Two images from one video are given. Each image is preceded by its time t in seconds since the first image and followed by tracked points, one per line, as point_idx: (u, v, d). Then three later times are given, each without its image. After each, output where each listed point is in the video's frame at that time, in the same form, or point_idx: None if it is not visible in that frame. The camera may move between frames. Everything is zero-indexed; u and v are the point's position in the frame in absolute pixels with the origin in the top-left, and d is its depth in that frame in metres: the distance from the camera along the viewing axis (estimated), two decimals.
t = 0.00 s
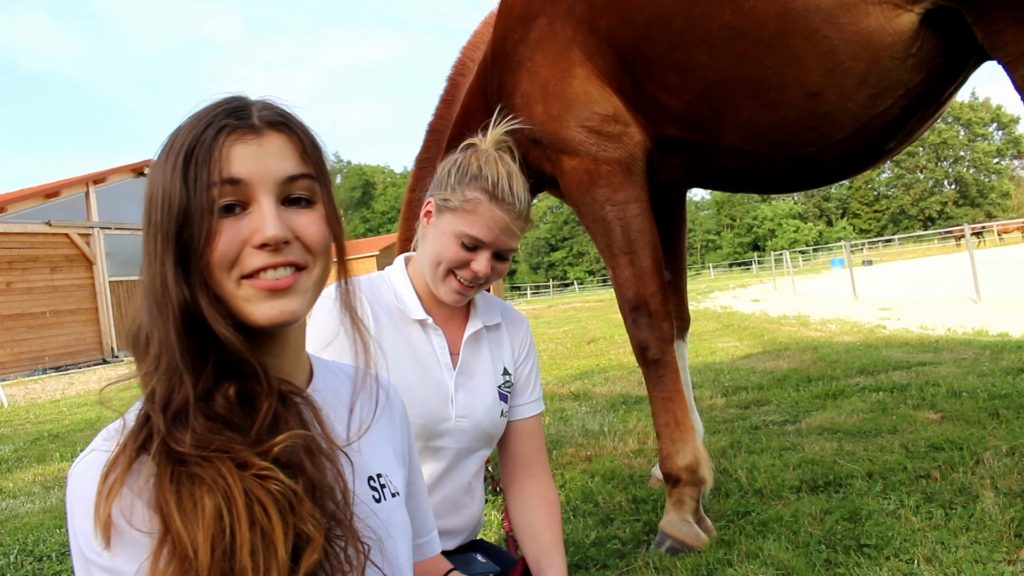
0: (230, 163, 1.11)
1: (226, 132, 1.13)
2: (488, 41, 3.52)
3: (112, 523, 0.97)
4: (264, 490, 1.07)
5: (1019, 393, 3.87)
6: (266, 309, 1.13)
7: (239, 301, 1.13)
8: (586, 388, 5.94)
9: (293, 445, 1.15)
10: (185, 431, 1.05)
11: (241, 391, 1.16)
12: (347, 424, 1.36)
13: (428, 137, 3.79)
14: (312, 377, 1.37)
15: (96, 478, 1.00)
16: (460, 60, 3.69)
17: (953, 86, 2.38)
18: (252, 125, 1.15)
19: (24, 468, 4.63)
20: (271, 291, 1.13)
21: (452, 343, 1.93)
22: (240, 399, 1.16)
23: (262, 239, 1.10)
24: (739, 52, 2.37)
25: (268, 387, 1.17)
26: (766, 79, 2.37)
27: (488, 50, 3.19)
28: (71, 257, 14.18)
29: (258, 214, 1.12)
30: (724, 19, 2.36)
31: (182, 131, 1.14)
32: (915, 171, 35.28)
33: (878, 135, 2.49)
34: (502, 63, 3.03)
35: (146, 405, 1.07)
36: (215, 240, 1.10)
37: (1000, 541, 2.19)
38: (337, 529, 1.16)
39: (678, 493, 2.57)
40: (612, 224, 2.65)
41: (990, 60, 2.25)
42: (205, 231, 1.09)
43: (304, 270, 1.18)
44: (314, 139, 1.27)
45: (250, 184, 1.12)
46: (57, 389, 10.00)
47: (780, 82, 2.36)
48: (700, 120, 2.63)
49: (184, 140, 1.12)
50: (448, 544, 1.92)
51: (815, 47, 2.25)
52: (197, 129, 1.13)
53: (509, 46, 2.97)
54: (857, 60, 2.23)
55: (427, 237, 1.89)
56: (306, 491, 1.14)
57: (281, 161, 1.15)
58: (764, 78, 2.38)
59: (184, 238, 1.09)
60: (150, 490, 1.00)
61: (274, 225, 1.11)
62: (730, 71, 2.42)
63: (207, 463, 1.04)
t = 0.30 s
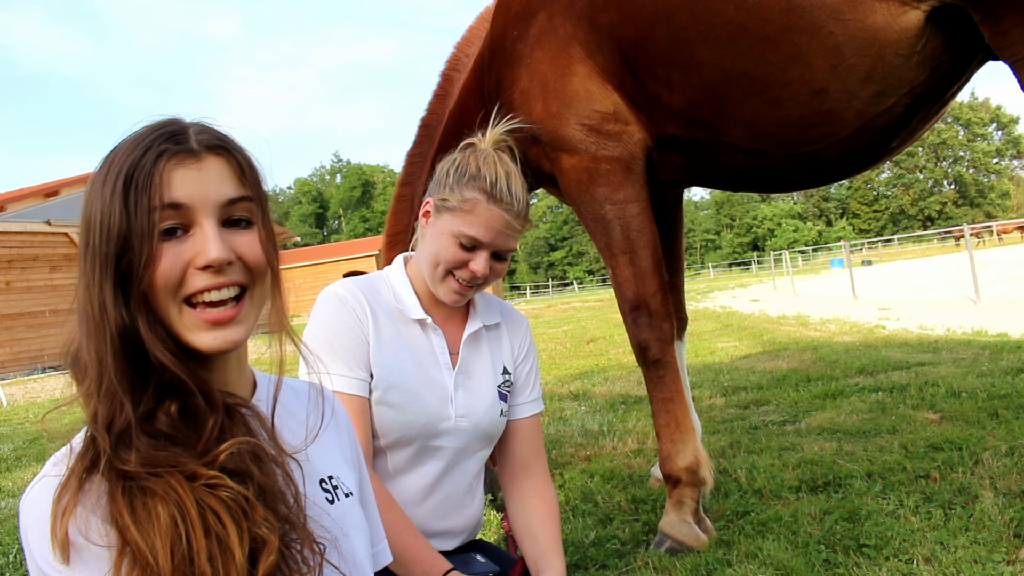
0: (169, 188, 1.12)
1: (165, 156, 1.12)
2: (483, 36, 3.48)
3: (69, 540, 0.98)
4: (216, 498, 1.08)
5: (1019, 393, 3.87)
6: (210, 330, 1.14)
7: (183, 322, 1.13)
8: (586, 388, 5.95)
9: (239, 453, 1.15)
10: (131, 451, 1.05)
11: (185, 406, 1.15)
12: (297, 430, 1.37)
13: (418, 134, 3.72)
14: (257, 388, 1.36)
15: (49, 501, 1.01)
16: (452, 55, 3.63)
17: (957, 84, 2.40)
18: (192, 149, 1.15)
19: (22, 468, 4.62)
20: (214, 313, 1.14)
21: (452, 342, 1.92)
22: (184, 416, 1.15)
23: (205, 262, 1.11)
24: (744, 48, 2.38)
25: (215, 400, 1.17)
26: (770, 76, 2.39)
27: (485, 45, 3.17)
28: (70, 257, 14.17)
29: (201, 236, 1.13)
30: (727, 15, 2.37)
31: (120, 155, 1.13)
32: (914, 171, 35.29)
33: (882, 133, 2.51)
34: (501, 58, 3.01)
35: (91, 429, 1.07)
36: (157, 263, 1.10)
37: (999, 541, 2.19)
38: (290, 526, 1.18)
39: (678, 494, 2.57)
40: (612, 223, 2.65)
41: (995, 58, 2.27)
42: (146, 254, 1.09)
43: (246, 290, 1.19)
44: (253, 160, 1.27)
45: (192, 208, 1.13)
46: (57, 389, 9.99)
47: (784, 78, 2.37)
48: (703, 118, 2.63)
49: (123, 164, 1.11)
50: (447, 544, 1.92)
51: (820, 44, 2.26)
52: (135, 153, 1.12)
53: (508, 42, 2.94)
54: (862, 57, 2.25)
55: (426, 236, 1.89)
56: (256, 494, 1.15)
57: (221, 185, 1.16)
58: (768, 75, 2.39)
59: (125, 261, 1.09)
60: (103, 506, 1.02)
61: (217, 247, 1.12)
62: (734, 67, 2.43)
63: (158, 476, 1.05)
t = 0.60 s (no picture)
0: (139, 211, 1.11)
1: (134, 180, 1.12)
2: (478, 32, 3.46)
3: (38, 553, 0.97)
4: (185, 512, 1.08)
5: (1018, 395, 3.88)
6: (183, 353, 1.14)
7: (155, 343, 1.12)
8: (586, 389, 5.95)
9: (208, 466, 1.14)
10: (98, 469, 1.05)
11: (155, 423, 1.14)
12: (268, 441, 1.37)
13: (410, 126, 3.68)
14: (225, 401, 1.36)
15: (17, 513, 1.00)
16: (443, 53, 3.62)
17: (965, 85, 2.44)
18: (161, 171, 1.14)
19: (19, 467, 4.60)
20: (184, 334, 1.13)
21: (451, 342, 1.92)
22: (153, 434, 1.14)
23: (176, 284, 1.11)
24: (754, 47, 2.40)
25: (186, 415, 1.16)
26: (779, 76, 2.41)
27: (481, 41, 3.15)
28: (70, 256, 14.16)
29: (171, 259, 1.12)
30: (736, 14, 2.39)
31: (87, 177, 1.12)
32: (914, 171, 35.30)
33: (891, 134, 2.53)
34: (500, 53, 2.98)
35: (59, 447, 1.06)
36: (126, 285, 1.09)
37: (999, 542, 2.18)
38: (260, 536, 1.17)
39: (679, 496, 2.57)
40: (614, 223, 2.65)
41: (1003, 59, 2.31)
42: (116, 277, 1.09)
43: (217, 310, 1.18)
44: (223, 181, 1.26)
45: (162, 231, 1.12)
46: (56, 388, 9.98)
47: (792, 79, 2.40)
48: (710, 118, 2.63)
49: (91, 187, 1.10)
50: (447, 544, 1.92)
51: (830, 44, 2.30)
52: (103, 175, 1.11)
53: (508, 37, 2.91)
54: (872, 57, 2.29)
55: (422, 236, 1.89)
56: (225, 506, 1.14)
57: (191, 208, 1.15)
58: (777, 75, 2.41)
59: (92, 284, 1.08)
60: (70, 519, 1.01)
61: (187, 270, 1.11)
62: (743, 66, 2.45)
63: (126, 491, 1.04)
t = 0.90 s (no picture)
0: (119, 211, 1.10)
1: (111, 180, 1.11)
2: (475, 29, 3.47)
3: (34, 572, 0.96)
4: (184, 530, 1.07)
5: (1019, 397, 3.87)
6: (178, 351, 1.13)
7: (148, 345, 1.11)
8: (586, 390, 5.95)
9: (207, 482, 1.13)
10: (92, 485, 1.04)
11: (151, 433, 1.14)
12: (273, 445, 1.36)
13: (402, 120, 3.66)
14: (228, 406, 1.35)
15: (11, 528, 1.00)
16: (438, 50, 3.63)
17: (975, 85, 2.45)
18: (137, 169, 1.13)
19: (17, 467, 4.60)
20: (176, 332, 1.12)
21: (448, 345, 1.92)
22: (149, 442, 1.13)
23: (164, 282, 1.10)
24: (766, 44, 2.39)
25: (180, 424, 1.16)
26: (791, 74, 2.41)
27: (481, 37, 3.14)
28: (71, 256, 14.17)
29: (157, 257, 1.11)
30: (750, 10, 2.39)
31: (62, 182, 1.11)
32: (916, 173, 35.29)
33: (900, 136, 2.54)
34: (501, 49, 2.97)
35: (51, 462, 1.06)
36: (114, 288, 1.09)
37: (1000, 545, 2.18)
38: (263, 550, 1.17)
39: (680, 499, 2.57)
40: (615, 223, 2.65)
41: (1014, 60, 2.35)
42: (103, 281, 1.08)
43: (208, 306, 1.18)
44: (200, 174, 1.25)
45: (144, 230, 1.11)
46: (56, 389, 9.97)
47: (806, 76, 2.40)
48: (717, 116, 2.63)
49: (68, 191, 1.09)
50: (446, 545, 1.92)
51: (844, 41, 2.30)
52: (79, 178, 1.10)
53: (507, 33, 2.92)
54: (886, 56, 2.29)
55: (419, 239, 1.89)
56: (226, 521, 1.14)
57: (171, 204, 1.15)
58: (790, 73, 2.41)
59: (78, 290, 1.07)
60: (67, 538, 1.00)
61: (174, 267, 1.11)
62: (755, 63, 2.44)
63: (123, 510, 1.03)
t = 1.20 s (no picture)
0: (89, 213, 1.08)
1: (76, 184, 1.08)
2: (474, 28, 3.47)
3: None
4: (185, 564, 1.05)
5: (1019, 397, 3.88)
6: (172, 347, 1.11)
7: (141, 346, 1.09)
8: (586, 390, 5.96)
9: (207, 513, 1.10)
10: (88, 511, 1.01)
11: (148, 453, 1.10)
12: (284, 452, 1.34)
13: (404, 123, 3.65)
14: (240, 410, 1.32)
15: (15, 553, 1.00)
16: (438, 50, 3.63)
17: (976, 88, 2.46)
18: (101, 170, 1.11)
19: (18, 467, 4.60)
20: (165, 327, 1.10)
21: (446, 344, 1.92)
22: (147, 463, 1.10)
23: (148, 278, 1.08)
24: (768, 43, 2.40)
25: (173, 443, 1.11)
26: (794, 73, 2.41)
27: (479, 36, 3.14)
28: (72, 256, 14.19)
29: (137, 255, 1.09)
30: (752, 9, 2.39)
31: (29, 195, 1.09)
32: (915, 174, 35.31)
33: (902, 136, 2.54)
34: (499, 47, 2.96)
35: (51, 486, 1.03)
36: (97, 293, 1.07)
37: (1000, 545, 2.18)
38: None
39: (679, 500, 2.57)
40: (614, 224, 2.65)
41: (1015, 62, 2.36)
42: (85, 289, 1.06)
43: (196, 298, 1.16)
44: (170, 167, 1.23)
45: (119, 229, 1.09)
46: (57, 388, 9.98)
47: (809, 76, 2.40)
48: (719, 115, 2.63)
49: (37, 203, 1.07)
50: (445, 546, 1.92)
51: (847, 41, 2.30)
52: (46, 189, 1.08)
53: (504, 31, 2.92)
54: (890, 56, 2.30)
55: (416, 239, 1.89)
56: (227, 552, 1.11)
57: (142, 199, 1.12)
58: (792, 72, 2.41)
59: (61, 302, 1.05)
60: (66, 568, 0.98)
61: (155, 261, 1.09)
62: (757, 63, 2.44)
63: (122, 543, 1.00)
